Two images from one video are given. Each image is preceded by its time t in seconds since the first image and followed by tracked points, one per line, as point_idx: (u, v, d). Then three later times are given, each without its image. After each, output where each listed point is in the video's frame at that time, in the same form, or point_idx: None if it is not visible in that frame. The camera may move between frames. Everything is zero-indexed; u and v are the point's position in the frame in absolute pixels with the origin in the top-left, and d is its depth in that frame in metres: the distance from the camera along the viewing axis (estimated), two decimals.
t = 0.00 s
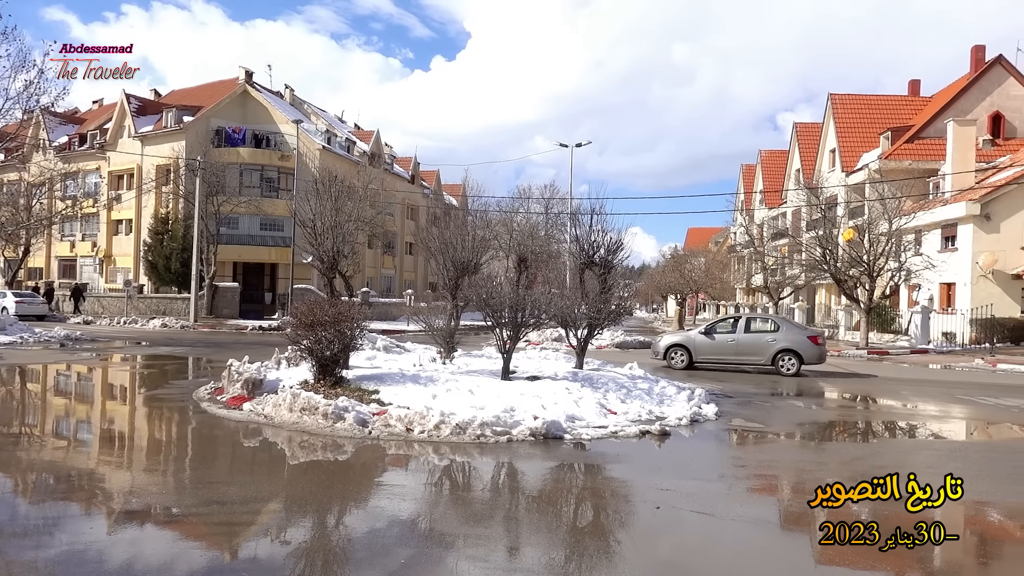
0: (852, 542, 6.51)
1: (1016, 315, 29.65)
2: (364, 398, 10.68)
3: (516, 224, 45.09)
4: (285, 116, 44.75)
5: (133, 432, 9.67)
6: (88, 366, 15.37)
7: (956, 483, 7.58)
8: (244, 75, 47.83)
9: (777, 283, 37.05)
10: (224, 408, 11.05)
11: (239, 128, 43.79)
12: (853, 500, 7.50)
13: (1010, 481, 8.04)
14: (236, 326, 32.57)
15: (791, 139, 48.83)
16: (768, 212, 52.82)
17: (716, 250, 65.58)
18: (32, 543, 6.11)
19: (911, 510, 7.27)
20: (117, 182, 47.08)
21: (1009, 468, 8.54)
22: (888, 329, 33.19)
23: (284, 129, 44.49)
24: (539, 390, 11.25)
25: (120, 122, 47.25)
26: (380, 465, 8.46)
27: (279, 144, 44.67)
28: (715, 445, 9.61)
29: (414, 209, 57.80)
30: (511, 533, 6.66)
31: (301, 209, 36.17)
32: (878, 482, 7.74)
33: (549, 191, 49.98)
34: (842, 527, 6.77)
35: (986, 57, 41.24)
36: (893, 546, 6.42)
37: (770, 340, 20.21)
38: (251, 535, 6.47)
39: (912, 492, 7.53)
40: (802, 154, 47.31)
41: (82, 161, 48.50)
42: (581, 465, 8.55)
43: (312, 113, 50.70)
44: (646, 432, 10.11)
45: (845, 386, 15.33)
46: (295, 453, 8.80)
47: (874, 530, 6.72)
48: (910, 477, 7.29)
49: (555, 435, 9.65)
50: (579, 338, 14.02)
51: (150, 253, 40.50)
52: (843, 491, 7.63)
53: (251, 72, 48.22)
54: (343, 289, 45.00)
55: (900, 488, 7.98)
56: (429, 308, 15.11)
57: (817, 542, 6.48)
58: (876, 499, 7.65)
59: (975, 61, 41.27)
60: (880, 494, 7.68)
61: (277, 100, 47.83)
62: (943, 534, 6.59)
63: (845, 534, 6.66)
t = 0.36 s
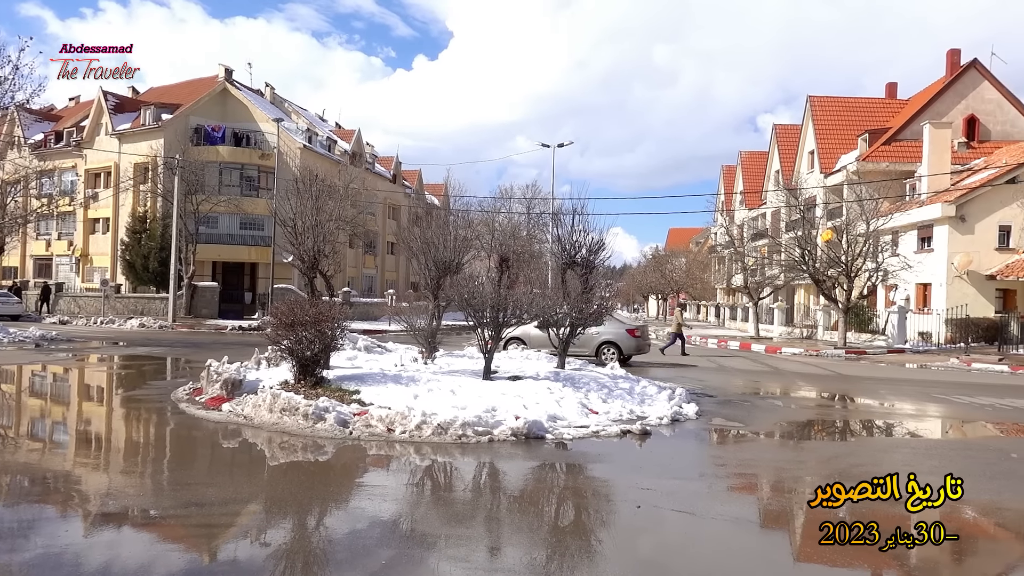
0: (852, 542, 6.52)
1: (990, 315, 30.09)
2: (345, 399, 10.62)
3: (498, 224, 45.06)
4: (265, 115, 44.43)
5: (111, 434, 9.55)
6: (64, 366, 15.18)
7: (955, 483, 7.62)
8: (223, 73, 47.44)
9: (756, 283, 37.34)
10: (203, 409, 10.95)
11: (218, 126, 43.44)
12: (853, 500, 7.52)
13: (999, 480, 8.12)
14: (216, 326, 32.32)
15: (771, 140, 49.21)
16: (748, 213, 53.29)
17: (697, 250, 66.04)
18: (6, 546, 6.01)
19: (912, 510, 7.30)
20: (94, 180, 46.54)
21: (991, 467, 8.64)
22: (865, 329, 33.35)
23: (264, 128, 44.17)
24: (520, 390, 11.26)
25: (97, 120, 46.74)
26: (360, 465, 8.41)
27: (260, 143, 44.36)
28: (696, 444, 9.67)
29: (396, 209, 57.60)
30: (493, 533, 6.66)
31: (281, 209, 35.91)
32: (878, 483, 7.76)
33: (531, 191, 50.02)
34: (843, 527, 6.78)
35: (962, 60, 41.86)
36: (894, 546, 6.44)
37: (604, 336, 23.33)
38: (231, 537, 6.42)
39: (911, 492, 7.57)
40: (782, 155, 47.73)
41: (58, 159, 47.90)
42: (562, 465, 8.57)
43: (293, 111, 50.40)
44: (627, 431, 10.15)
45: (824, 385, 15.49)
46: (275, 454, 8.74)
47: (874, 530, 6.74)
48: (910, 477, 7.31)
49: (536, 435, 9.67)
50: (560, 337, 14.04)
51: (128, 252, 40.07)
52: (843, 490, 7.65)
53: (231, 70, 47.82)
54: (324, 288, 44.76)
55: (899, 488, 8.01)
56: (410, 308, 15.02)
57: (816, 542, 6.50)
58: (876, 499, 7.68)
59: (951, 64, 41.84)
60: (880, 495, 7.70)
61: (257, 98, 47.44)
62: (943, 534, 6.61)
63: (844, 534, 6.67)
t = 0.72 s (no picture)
0: (852, 542, 6.52)
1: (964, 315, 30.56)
2: (325, 399, 10.56)
3: (479, 223, 45.01)
4: (245, 112, 44.08)
5: (87, 435, 9.42)
6: (39, 366, 14.97)
7: (956, 483, 7.63)
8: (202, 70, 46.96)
9: (736, 283, 37.58)
10: (181, 410, 10.84)
11: (196, 124, 43.04)
12: (852, 500, 7.52)
13: (988, 478, 8.19)
14: (195, 325, 32.02)
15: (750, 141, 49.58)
16: (728, 213, 53.69)
17: (677, 250, 66.46)
18: None
19: (912, 510, 7.30)
20: (70, 178, 45.93)
21: (972, 465, 8.73)
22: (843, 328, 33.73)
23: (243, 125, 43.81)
24: (501, 389, 11.26)
25: (73, 117, 46.17)
26: (341, 466, 8.37)
27: (240, 141, 44.00)
28: (676, 443, 9.73)
29: (377, 208, 57.42)
30: (474, 533, 6.65)
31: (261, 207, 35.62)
32: (878, 482, 7.77)
33: (512, 190, 50.03)
34: (842, 528, 6.77)
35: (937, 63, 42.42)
36: (893, 546, 6.44)
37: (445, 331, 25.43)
38: (209, 538, 6.37)
39: (912, 492, 7.57)
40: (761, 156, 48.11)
41: (33, 157, 47.27)
42: (543, 464, 8.58)
43: (272, 110, 50.06)
44: (608, 431, 10.18)
45: (802, 384, 15.65)
46: (255, 455, 8.68)
47: (874, 530, 6.74)
48: (911, 477, 7.32)
49: (517, 434, 9.67)
50: (541, 337, 14.06)
51: (104, 251, 39.58)
52: (843, 491, 7.65)
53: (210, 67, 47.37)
54: (304, 288, 44.50)
55: (899, 488, 8.01)
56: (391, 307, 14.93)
57: (816, 542, 6.49)
58: (876, 499, 7.69)
59: (927, 67, 42.39)
60: (880, 495, 7.71)
61: (237, 96, 47.05)
62: (943, 534, 6.61)
63: (845, 534, 6.66)
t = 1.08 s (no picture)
0: (853, 542, 6.47)
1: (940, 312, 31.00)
2: (306, 397, 10.50)
3: (462, 221, 44.94)
4: (224, 108, 43.70)
5: (63, 434, 9.30)
6: (13, 365, 14.76)
7: (955, 483, 7.61)
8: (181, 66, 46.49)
9: (716, 281, 37.78)
10: (160, 409, 10.72)
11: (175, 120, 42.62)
12: (852, 500, 7.49)
13: (976, 476, 8.24)
14: (174, 324, 31.76)
15: (731, 140, 49.88)
16: (709, 212, 54.01)
17: (658, 248, 66.82)
18: None
19: (912, 510, 7.28)
20: (46, 174, 45.30)
21: (953, 461, 8.83)
22: (822, 326, 34.00)
23: (222, 122, 43.47)
24: (484, 387, 11.26)
25: (49, 112, 45.59)
26: (322, 465, 8.32)
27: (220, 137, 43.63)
28: (657, 440, 9.78)
29: (359, 206, 57.33)
30: (456, 530, 6.65)
31: (242, 205, 35.32)
32: (877, 482, 7.75)
33: (494, 188, 50.01)
34: (842, 527, 6.73)
35: (914, 64, 42.93)
36: (894, 546, 6.41)
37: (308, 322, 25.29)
38: (189, 538, 6.31)
39: (912, 492, 7.55)
40: (742, 155, 48.41)
41: (8, 153, 46.64)
42: (525, 462, 8.59)
43: (252, 106, 49.67)
44: (590, 428, 10.21)
45: (782, 381, 15.79)
46: (235, 454, 8.61)
47: (873, 530, 6.71)
48: (911, 477, 7.29)
49: (499, 432, 9.67)
50: (524, 335, 14.05)
51: (82, 248, 39.10)
52: (843, 491, 7.62)
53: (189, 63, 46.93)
54: (285, 285, 44.21)
55: (899, 488, 7.99)
56: (373, 305, 14.80)
57: (816, 542, 6.44)
58: (876, 499, 7.67)
59: (905, 68, 42.88)
60: (880, 495, 7.69)
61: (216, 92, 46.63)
62: (943, 534, 6.58)
63: (844, 534, 6.62)
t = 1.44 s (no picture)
0: (853, 542, 6.43)
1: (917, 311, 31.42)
2: (286, 395, 10.43)
3: (443, 218, 44.83)
4: (204, 104, 43.26)
5: (38, 433, 9.17)
6: None
7: (956, 483, 7.57)
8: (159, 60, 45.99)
9: (698, 279, 37.97)
10: (137, 407, 10.60)
11: (154, 115, 42.16)
12: (852, 500, 7.45)
13: (968, 474, 8.25)
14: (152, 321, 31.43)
15: (712, 139, 50.18)
16: (690, 210, 54.34)
17: (640, 246, 67.08)
18: None
19: (912, 510, 7.24)
20: (21, 169, 44.62)
21: (934, 457, 8.91)
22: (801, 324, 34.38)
23: (202, 117, 43.04)
24: (465, 384, 11.24)
25: (24, 106, 44.96)
26: (302, 463, 8.27)
27: (199, 133, 43.20)
28: (638, 437, 9.82)
29: (340, 203, 57.06)
30: (437, 529, 6.63)
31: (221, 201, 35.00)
32: (878, 482, 7.70)
33: (476, 185, 49.92)
34: (842, 527, 6.69)
35: (892, 65, 43.43)
36: (894, 546, 6.38)
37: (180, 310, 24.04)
38: (166, 538, 6.25)
39: (912, 492, 7.51)
40: (723, 154, 48.74)
41: None
42: (507, 460, 8.58)
43: (232, 102, 49.26)
44: (571, 425, 10.24)
45: (761, 378, 15.90)
46: (213, 452, 8.54)
47: (873, 530, 6.67)
48: (911, 477, 7.25)
49: (480, 430, 9.68)
50: (505, 332, 14.04)
51: (58, 244, 38.57)
52: (842, 491, 7.57)
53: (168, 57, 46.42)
54: (265, 282, 43.86)
55: (899, 488, 7.95)
56: (354, 302, 14.74)
57: (816, 542, 6.40)
58: (876, 499, 7.61)
59: (883, 68, 43.37)
60: (880, 495, 7.64)
61: (195, 87, 46.16)
62: (943, 534, 6.55)
63: (844, 534, 6.59)
